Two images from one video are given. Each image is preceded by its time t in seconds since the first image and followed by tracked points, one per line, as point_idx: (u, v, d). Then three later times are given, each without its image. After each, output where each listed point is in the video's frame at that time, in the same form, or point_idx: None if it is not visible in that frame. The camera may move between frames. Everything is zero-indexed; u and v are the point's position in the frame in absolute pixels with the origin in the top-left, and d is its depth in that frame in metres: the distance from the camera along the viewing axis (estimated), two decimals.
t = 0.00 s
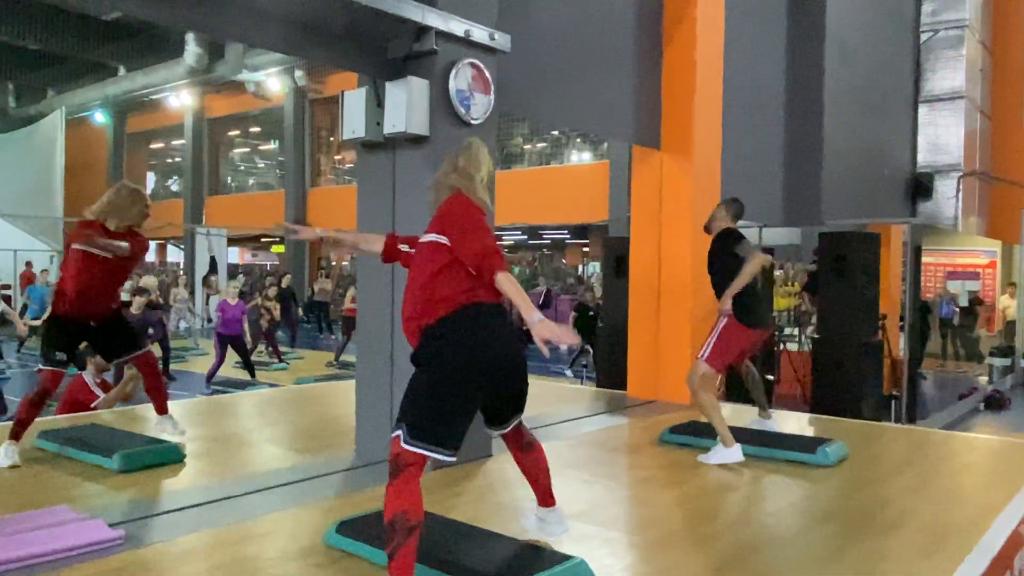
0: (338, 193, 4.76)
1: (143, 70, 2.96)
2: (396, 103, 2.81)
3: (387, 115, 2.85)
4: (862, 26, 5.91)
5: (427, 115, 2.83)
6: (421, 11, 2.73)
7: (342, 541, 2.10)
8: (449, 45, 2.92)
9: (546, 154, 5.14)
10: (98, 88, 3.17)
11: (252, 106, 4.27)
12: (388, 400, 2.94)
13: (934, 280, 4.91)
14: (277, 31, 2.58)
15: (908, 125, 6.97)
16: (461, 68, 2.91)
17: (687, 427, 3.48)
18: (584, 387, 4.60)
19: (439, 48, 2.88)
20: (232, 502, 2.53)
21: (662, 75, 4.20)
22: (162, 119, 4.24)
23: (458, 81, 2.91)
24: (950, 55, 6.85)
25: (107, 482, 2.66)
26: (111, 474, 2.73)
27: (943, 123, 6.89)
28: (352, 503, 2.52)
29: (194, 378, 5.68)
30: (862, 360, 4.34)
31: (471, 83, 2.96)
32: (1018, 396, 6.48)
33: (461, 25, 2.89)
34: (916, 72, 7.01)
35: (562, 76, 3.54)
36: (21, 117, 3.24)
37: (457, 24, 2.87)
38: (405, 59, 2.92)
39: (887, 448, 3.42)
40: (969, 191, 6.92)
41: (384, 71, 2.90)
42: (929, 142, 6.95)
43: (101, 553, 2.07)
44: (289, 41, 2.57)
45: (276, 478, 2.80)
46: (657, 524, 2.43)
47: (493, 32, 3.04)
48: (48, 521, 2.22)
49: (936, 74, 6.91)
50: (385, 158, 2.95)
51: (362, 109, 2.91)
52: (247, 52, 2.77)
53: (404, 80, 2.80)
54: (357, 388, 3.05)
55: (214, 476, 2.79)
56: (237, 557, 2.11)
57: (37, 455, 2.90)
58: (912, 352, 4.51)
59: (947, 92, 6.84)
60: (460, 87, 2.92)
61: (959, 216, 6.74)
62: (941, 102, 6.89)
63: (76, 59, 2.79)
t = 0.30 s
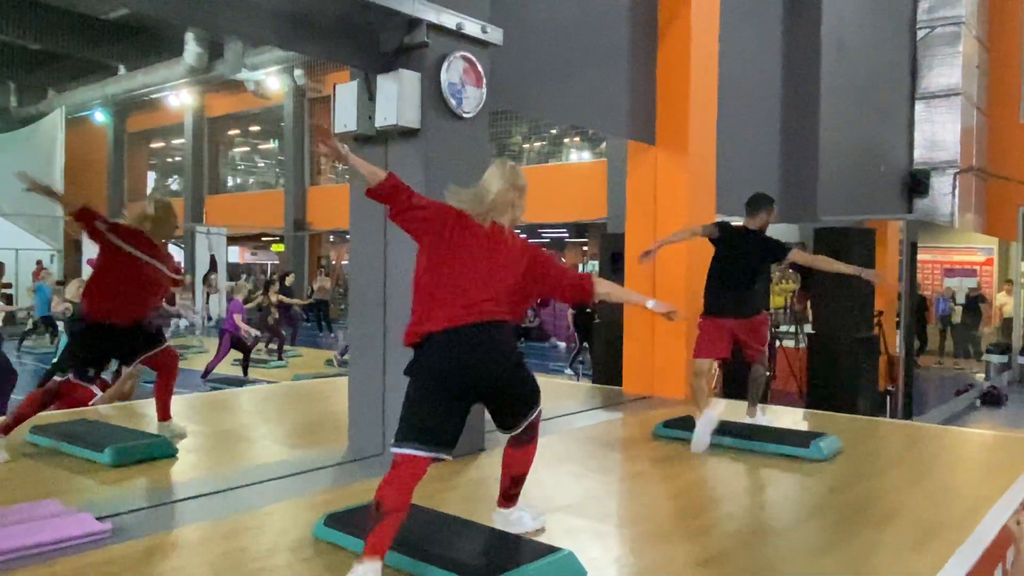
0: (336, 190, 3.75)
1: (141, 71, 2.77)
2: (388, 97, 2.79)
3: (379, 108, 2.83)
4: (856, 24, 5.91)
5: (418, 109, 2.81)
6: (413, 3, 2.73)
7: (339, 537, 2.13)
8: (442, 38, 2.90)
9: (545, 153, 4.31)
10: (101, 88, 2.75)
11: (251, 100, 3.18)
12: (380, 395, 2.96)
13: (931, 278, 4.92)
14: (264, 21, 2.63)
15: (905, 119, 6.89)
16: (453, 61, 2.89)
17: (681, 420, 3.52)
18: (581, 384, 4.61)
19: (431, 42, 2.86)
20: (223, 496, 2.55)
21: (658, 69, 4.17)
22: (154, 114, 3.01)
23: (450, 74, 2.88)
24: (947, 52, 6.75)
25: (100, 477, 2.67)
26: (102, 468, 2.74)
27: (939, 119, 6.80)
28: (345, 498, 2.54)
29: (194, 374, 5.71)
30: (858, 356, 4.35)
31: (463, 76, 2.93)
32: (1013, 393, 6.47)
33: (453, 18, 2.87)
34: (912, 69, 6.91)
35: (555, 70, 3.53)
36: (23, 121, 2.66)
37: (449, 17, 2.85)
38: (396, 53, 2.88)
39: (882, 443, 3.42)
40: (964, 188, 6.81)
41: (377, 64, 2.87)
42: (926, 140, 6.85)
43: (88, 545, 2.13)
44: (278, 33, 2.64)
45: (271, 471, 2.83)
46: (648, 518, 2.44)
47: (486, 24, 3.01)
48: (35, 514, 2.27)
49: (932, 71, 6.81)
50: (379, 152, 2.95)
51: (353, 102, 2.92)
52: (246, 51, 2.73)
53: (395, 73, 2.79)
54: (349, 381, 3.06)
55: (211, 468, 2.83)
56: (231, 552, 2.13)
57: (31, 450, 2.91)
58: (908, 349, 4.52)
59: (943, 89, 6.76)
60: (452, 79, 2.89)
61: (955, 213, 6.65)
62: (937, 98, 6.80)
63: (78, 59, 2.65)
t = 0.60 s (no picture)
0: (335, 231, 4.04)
1: (207, 111, 3.79)
2: (408, 129, 3.40)
3: (399, 138, 3.47)
4: (775, 72, 7.28)
5: (432, 138, 3.43)
6: (429, 54, 3.37)
7: (378, 487, 2.82)
8: (452, 80, 3.56)
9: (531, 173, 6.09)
10: (175, 127, 3.79)
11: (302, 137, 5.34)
12: (399, 371, 3.69)
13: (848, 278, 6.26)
14: (306, 65, 3.30)
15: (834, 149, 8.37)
16: (461, 99, 3.53)
17: (649, 394, 4.37)
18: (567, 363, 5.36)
19: (442, 83, 3.51)
20: (282, 452, 3.29)
21: (629, 95, 4.94)
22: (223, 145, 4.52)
23: (458, 110, 3.52)
24: (862, 96, 8.42)
25: (176, 438, 3.38)
26: (177, 429, 3.47)
27: (857, 149, 8.43)
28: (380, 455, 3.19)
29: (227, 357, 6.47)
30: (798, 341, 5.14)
31: (469, 112, 3.57)
32: (916, 372, 7.58)
33: (461, 65, 3.52)
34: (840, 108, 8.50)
35: (541, 100, 4.18)
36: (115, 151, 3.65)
37: (457, 65, 3.49)
38: (414, 92, 3.55)
39: (812, 412, 4.17)
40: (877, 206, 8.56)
41: (398, 100, 3.55)
42: (847, 166, 8.51)
43: (161, 493, 2.88)
44: (318, 74, 3.34)
45: (316, 432, 3.54)
46: (619, 471, 3.12)
47: (488, 71, 3.68)
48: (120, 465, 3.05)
49: (852, 110, 8.45)
50: (399, 173, 3.61)
51: (380, 132, 3.59)
52: (293, 92, 3.58)
53: (413, 109, 3.40)
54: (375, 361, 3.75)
55: (266, 432, 3.52)
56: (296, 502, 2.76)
57: (118, 419, 3.66)
58: (834, 336, 5.42)
59: (861, 124, 8.36)
60: (460, 114, 3.53)
61: (868, 226, 8.36)
62: (856, 133, 8.40)
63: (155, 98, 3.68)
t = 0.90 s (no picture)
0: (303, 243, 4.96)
1: (246, 134, 5.69)
2: (420, 148, 3.94)
3: (414, 156, 4.00)
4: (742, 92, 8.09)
5: (440, 155, 3.98)
6: (441, 83, 3.88)
7: (393, 460, 3.29)
8: (457, 103, 4.10)
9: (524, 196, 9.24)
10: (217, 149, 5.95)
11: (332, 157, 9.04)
12: (412, 358, 4.27)
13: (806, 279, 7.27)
14: (329, 91, 3.75)
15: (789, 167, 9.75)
16: (466, 122, 4.09)
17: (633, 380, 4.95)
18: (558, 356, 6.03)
19: (449, 106, 4.06)
20: (312, 429, 3.82)
21: (612, 121, 5.86)
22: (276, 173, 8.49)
23: (464, 129, 4.08)
24: (818, 119, 9.61)
25: (217, 418, 3.95)
26: (218, 410, 4.10)
27: (813, 165, 9.66)
28: (396, 434, 3.68)
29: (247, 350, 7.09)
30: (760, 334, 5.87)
31: (473, 132, 4.15)
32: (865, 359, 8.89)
33: (466, 91, 4.08)
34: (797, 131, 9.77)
35: (528, 124, 4.84)
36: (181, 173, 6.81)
37: (463, 91, 4.05)
38: (425, 114, 4.10)
39: (773, 397, 4.73)
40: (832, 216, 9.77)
41: (411, 122, 4.10)
42: (805, 180, 9.71)
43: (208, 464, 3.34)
44: (340, 98, 3.79)
45: (342, 412, 4.11)
46: (604, 449, 3.64)
47: (489, 97, 4.27)
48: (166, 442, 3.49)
49: (810, 131, 9.66)
50: (413, 187, 4.21)
51: (395, 150, 4.14)
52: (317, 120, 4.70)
53: (425, 130, 3.94)
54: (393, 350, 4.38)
55: (297, 414, 4.07)
56: (326, 474, 3.22)
57: (168, 401, 4.31)
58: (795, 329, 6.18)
59: (817, 145, 9.60)
60: (465, 134, 4.09)
61: (824, 233, 9.61)
62: (812, 152, 9.66)
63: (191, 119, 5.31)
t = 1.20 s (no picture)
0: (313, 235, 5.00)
1: (251, 138, 5.71)
2: (424, 151, 4.05)
3: (418, 158, 4.11)
4: (738, 96, 8.19)
5: (443, 158, 4.08)
6: (444, 88, 3.99)
7: (397, 455, 3.40)
8: (460, 108, 4.20)
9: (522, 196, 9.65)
10: (223, 151, 5.97)
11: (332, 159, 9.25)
12: (416, 357, 4.38)
13: (801, 280, 7.39)
14: (335, 96, 3.86)
15: (784, 170, 9.89)
16: (468, 126, 4.20)
17: (631, 379, 5.06)
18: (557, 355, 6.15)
19: (452, 111, 4.16)
20: (317, 426, 3.93)
21: (611, 124, 5.96)
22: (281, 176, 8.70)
23: (467, 134, 4.19)
24: (812, 123, 9.74)
25: (225, 415, 4.06)
26: (226, 407, 4.22)
27: (807, 169, 9.81)
28: (399, 430, 3.78)
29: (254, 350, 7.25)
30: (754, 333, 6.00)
31: (476, 136, 4.25)
32: (858, 358, 8.98)
33: (469, 96, 4.18)
34: (792, 134, 9.87)
35: (529, 128, 4.94)
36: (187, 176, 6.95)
37: (465, 96, 4.15)
38: (429, 119, 4.21)
39: (769, 395, 4.83)
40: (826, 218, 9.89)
41: (415, 126, 4.22)
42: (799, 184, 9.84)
43: (217, 459, 3.45)
44: (346, 104, 3.89)
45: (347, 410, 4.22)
46: (603, 445, 3.75)
47: (491, 102, 4.37)
48: (175, 437, 3.59)
49: (805, 135, 9.79)
50: (417, 190, 4.32)
51: (400, 154, 4.27)
52: (323, 122, 4.91)
53: (428, 134, 4.04)
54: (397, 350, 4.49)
55: (303, 411, 4.19)
56: (333, 469, 3.33)
57: (176, 399, 4.42)
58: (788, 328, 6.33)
59: (811, 149, 9.73)
60: (468, 138, 4.20)
61: (817, 235, 9.70)
62: (806, 156, 9.81)
63: (201, 124, 5.36)
